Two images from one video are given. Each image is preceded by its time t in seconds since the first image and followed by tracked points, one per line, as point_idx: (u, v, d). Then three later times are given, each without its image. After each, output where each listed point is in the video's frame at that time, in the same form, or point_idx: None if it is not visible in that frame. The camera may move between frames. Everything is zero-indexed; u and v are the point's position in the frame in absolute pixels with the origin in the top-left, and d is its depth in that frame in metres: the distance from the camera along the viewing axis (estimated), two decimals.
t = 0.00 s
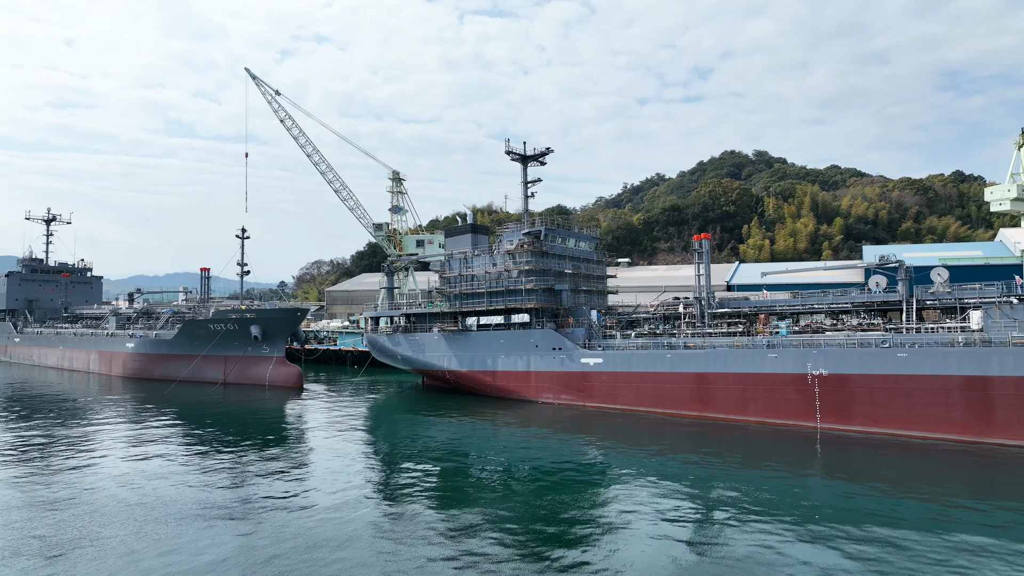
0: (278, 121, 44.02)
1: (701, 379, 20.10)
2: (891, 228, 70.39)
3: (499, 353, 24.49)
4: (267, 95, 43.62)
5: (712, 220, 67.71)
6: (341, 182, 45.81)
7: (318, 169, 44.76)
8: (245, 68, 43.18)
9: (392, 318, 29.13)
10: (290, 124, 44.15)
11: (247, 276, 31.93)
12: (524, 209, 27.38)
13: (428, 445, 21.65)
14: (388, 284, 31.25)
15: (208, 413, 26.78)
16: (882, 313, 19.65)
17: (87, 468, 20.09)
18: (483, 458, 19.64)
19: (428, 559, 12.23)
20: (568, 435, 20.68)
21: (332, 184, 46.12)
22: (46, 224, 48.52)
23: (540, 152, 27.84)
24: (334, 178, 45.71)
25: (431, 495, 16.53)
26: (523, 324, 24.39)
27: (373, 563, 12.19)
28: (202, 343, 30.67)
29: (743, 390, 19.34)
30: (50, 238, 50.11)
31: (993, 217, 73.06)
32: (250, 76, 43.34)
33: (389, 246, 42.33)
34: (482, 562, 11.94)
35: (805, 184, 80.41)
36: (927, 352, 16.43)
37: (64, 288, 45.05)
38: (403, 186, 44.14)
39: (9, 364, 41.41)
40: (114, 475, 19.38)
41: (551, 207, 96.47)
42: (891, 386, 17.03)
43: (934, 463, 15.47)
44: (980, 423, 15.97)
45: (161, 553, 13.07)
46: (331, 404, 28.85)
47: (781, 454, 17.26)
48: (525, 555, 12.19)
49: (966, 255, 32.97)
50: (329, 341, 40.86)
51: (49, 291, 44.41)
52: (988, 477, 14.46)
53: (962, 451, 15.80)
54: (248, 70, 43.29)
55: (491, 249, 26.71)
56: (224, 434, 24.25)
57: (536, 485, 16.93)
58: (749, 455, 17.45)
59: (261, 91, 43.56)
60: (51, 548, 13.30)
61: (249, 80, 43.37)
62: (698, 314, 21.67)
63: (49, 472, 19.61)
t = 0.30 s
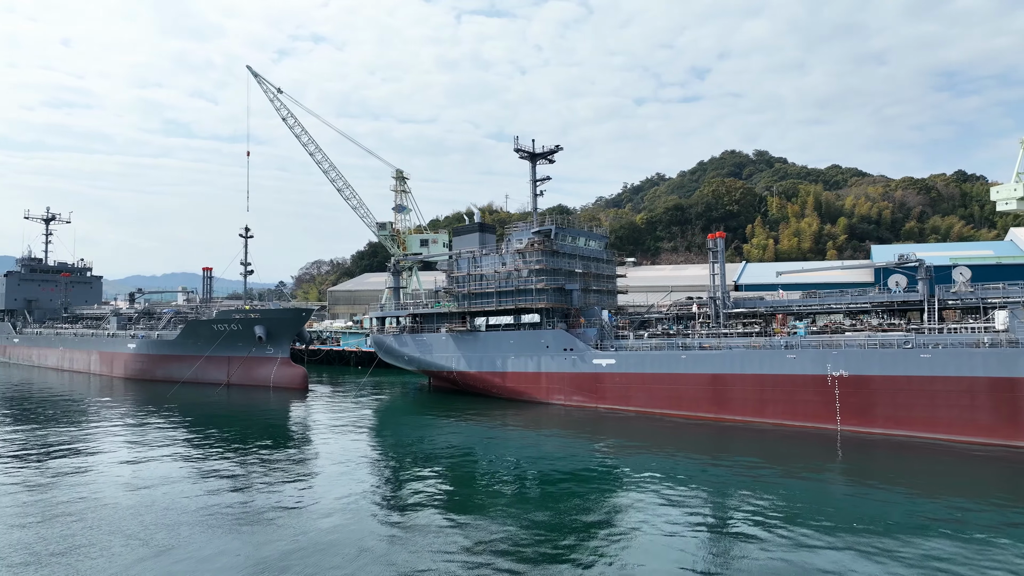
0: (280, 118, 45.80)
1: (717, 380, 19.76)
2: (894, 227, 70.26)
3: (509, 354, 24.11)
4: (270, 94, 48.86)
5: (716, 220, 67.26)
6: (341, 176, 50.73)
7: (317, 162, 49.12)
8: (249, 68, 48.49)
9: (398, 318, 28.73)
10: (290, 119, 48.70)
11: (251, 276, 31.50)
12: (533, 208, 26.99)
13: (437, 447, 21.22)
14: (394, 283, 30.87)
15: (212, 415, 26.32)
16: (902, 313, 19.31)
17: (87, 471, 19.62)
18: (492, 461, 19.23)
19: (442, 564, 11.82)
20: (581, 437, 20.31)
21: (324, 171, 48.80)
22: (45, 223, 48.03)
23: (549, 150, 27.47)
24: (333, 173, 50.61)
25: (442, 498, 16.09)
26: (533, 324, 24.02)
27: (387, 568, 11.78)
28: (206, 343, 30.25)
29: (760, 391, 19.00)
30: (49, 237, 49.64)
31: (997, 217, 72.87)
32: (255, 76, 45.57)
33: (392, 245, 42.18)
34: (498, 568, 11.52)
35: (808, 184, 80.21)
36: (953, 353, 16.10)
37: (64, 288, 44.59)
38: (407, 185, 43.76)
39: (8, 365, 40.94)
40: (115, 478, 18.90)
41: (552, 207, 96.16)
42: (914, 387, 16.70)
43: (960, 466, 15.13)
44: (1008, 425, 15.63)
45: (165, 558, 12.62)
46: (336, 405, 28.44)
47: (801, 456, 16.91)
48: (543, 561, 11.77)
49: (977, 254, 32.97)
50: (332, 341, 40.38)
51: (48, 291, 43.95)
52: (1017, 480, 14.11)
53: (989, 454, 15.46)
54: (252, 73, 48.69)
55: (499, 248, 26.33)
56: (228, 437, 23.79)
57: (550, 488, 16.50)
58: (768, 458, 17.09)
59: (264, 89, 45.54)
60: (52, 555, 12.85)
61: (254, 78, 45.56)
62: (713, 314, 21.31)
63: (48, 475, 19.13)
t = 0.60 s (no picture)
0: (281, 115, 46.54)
1: (733, 381, 19.40)
2: (897, 226, 70.06)
3: (518, 354, 23.72)
4: (272, 91, 46.06)
5: (719, 219, 66.91)
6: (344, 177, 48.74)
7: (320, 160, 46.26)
8: (250, 63, 44.93)
9: (405, 317, 28.32)
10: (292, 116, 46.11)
11: (255, 275, 31.04)
12: (541, 206, 26.60)
13: (445, 450, 20.82)
14: (399, 282, 30.45)
15: (215, 416, 25.88)
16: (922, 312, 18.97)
17: (88, 475, 19.13)
18: (500, 465, 18.82)
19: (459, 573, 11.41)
20: (595, 439, 19.93)
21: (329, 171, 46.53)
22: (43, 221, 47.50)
23: (558, 147, 27.11)
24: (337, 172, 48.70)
25: (451, 505, 15.62)
26: (543, 324, 23.64)
27: None
28: (208, 343, 29.81)
29: (778, 392, 18.65)
30: (47, 236, 49.11)
31: (1000, 216, 72.76)
32: (255, 71, 45.20)
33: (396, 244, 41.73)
34: None
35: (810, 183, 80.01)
36: (977, 354, 15.78)
37: (63, 287, 44.07)
38: (410, 183, 43.33)
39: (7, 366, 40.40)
40: (116, 483, 18.40)
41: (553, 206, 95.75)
42: (937, 388, 16.38)
43: (987, 467, 14.79)
44: None
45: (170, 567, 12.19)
46: (341, 406, 28.02)
47: (822, 458, 16.55)
48: (563, 569, 11.37)
49: (988, 253, 32.90)
50: (334, 341, 39.92)
51: (47, 290, 43.43)
52: None
53: (1016, 456, 15.13)
54: (253, 65, 45.09)
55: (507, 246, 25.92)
56: (231, 439, 23.33)
57: (560, 493, 16.05)
58: (785, 459, 16.77)
59: (265, 86, 45.70)
60: (52, 562, 12.41)
61: (254, 74, 45.16)
62: (728, 313, 20.94)
63: (47, 479, 18.64)
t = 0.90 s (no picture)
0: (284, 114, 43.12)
1: (750, 382, 18.99)
2: (901, 226, 69.68)
3: (528, 355, 23.28)
4: (272, 88, 42.44)
5: (723, 218, 66.43)
6: (351, 179, 45.17)
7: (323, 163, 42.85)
8: (250, 60, 42.32)
9: (411, 317, 27.84)
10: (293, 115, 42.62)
11: (258, 274, 30.55)
12: (550, 204, 26.17)
13: (454, 453, 20.39)
14: (405, 282, 29.98)
15: (218, 418, 25.41)
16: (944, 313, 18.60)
17: (88, 478, 18.61)
18: (511, 469, 18.34)
19: None
20: (608, 441, 19.51)
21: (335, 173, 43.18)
22: (42, 220, 46.96)
23: (567, 144, 26.71)
24: (344, 174, 44.94)
25: (461, 511, 15.16)
26: (553, 324, 23.20)
27: None
28: (211, 344, 29.33)
29: (797, 394, 18.26)
30: (46, 235, 48.52)
31: (1004, 215, 72.49)
32: (255, 68, 42.52)
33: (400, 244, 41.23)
34: None
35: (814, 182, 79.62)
36: (1005, 355, 15.37)
37: (62, 287, 43.54)
38: (414, 181, 42.79)
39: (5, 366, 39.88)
40: (116, 486, 17.89)
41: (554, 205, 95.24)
42: (962, 390, 16.00)
43: (1016, 471, 14.39)
44: None
45: None
46: (346, 408, 27.53)
47: (844, 461, 16.15)
48: None
49: (998, 253, 33.01)
50: (337, 341, 39.40)
51: (45, 290, 42.90)
52: None
53: None
54: (254, 61, 42.37)
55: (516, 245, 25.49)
56: (234, 441, 22.79)
57: (573, 499, 15.59)
58: (806, 463, 16.36)
59: (265, 83, 42.37)
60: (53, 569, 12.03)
61: (255, 72, 42.61)
62: (744, 313, 20.52)
63: (46, 482, 18.13)
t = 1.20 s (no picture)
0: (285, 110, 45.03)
1: (769, 385, 18.54)
2: (906, 226, 69.32)
3: (538, 356, 22.80)
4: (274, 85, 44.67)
5: (727, 218, 65.97)
6: (351, 175, 47.26)
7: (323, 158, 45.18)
8: (251, 57, 44.10)
9: (417, 318, 27.35)
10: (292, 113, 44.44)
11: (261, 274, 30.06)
12: (560, 202, 25.70)
13: (464, 457, 19.91)
14: (412, 282, 29.49)
15: (221, 421, 24.85)
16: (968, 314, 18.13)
17: (84, 486, 17.98)
18: (521, 476, 17.78)
19: None
20: (623, 445, 19.05)
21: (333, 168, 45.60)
22: (42, 219, 46.44)
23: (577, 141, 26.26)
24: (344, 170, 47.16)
25: (471, 519, 14.56)
26: (564, 325, 22.71)
27: None
28: (213, 345, 28.82)
29: (818, 396, 17.80)
30: (46, 234, 47.98)
31: (1008, 215, 72.15)
32: (256, 65, 44.39)
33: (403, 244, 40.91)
34: None
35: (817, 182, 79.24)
36: None
37: (62, 287, 43.00)
38: (418, 180, 42.30)
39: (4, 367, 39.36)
40: (112, 495, 17.23)
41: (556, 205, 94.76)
42: (991, 393, 15.53)
43: None
44: None
45: None
46: (352, 411, 27.05)
47: (869, 466, 15.68)
48: None
49: (1011, 253, 32.59)
50: (340, 342, 38.92)
51: (45, 290, 42.39)
52: None
53: None
54: (255, 59, 44.24)
55: (525, 245, 25.01)
56: (236, 446, 22.18)
57: (588, 507, 15.00)
58: (830, 467, 15.88)
59: (268, 80, 44.71)
60: None
61: (256, 69, 44.37)
62: (762, 314, 20.07)
63: (45, 489, 17.64)
